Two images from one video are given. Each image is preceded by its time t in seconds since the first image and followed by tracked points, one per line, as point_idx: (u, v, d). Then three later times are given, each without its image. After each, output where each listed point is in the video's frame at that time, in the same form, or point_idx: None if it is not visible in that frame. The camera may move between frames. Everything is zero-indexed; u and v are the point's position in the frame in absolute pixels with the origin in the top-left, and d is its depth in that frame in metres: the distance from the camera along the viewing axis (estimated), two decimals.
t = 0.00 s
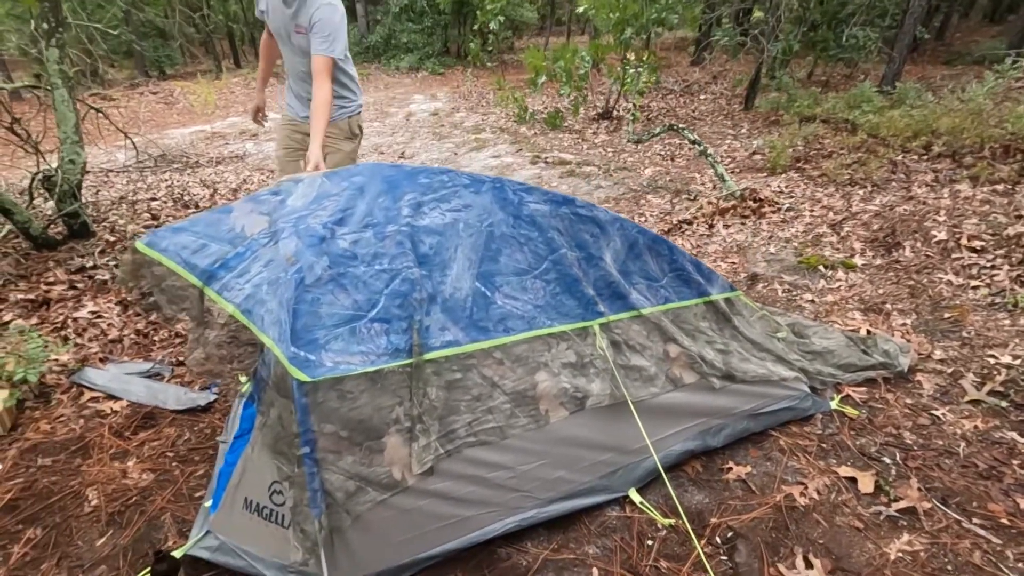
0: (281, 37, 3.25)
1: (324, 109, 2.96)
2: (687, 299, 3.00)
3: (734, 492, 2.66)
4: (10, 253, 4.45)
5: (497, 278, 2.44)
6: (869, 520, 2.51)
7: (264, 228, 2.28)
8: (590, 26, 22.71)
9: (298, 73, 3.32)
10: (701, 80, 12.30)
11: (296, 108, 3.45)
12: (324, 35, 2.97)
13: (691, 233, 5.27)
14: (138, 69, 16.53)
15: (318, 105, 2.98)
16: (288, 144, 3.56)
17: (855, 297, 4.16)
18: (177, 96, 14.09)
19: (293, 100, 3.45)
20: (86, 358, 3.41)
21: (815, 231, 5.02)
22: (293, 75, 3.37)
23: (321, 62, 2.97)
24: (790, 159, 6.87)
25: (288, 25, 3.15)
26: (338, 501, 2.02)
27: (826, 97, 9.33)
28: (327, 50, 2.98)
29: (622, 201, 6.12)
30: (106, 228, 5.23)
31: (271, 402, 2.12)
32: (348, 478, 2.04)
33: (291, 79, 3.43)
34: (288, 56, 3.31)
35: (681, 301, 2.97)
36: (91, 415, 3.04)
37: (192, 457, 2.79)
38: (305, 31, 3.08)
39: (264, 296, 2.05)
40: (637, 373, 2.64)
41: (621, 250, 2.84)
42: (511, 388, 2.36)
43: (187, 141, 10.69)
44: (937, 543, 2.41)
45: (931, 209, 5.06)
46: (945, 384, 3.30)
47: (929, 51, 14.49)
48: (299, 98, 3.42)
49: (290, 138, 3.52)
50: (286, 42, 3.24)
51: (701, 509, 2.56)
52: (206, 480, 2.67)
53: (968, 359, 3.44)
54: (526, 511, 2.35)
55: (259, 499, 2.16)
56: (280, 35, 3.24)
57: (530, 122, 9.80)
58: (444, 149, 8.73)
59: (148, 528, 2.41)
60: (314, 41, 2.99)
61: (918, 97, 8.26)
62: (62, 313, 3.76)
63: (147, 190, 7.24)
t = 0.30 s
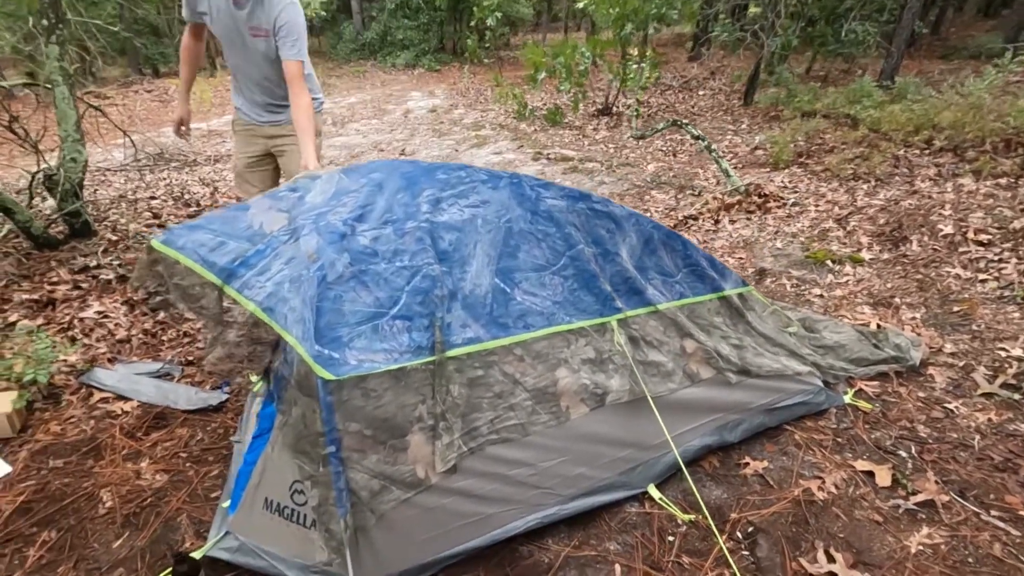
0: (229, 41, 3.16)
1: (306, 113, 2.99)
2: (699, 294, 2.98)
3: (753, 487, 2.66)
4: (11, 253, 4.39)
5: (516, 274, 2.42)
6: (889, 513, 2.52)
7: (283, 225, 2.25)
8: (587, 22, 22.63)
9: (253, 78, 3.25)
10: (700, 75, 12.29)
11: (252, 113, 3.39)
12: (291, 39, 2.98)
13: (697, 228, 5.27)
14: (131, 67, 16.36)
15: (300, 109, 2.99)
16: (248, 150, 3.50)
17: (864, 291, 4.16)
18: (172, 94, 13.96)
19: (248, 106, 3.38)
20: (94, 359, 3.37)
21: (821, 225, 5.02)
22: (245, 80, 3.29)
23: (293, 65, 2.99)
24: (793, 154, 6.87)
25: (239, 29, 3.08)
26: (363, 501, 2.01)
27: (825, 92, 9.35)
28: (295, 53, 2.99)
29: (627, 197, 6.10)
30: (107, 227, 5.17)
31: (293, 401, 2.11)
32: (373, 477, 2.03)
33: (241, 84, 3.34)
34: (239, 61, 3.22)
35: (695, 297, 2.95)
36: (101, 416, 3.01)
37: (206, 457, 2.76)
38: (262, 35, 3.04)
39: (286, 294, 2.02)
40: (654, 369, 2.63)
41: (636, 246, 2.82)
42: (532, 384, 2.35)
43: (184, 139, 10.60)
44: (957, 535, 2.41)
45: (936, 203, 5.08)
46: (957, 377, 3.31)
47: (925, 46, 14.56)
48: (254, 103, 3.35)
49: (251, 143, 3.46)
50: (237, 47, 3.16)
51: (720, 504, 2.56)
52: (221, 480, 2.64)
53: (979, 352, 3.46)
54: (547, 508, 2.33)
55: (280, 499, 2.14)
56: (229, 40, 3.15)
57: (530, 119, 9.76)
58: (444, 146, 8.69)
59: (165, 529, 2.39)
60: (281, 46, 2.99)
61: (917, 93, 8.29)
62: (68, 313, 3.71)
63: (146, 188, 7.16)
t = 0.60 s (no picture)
0: (225, 35, 2.97)
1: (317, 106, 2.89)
2: (728, 283, 2.99)
3: (788, 476, 2.67)
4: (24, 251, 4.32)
5: (552, 261, 2.44)
6: (925, 500, 2.54)
7: (326, 216, 2.26)
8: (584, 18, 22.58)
9: (252, 73, 3.06)
10: (701, 70, 12.30)
11: (250, 110, 3.18)
12: (300, 28, 2.84)
13: (711, 222, 5.28)
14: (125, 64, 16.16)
15: (312, 103, 2.90)
16: (245, 148, 3.29)
17: (882, 282, 4.19)
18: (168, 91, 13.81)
19: (246, 103, 3.17)
20: (118, 356, 3.33)
21: (835, 218, 5.05)
22: (241, 75, 3.09)
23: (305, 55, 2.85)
24: (801, 148, 6.90)
25: (238, 21, 2.91)
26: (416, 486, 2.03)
27: (828, 86, 9.39)
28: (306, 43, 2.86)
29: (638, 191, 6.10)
30: (118, 224, 5.11)
31: (339, 390, 2.18)
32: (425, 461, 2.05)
33: (237, 81, 3.14)
34: (235, 56, 3.02)
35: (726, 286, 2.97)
36: (130, 413, 2.99)
37: (240, 453, 2.74)
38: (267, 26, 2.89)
39: (336, 280, 2.03)
40: (688, 357, 2.63)
41: (668, 235, 2.83)
42: (570, 371, 2.35)
43: (184, 136, 10.49)
44: (994, 521, 2.44)
45: (948, 194, 5.12)
46: (981, 365, 3.35)
47: (921, 40, 14.67)
48: (252, 99, 3.15)
49: (249, 141, 3.25)
50: (233, 41, 2.97)
51: (758, 493, 2.57)
52: (257, 475, 2.63)
53: (1002, 341, 3.49)
54: (591, 499, 2.34)
55: (327, 492, 2.14)
56: (225, 34, 2.96)
57: (533, 114, 9.74)
58: (450, 142, 8.65)
59: (206, 525, 2.37)
60: (288, 37, 2.85)
61: (920, 86, 8.35)
62: (88, 311, 3.67)
63: (150, 186, 7.09)
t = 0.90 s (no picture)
0: (252, 33, 2.74)
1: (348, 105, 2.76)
2: (753, 267, 3.02)
3: (824, 462, 2.72)
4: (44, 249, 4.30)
5: (580, 231, 2.50)
6: (959, 484, 2.60)
7: (364, 194, 2.45)
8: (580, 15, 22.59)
9: (279, 73, 2.85)
10: (702, 65, 12.34)
11: (275, 110, 2.97)
12: (337, 28, 2.67)
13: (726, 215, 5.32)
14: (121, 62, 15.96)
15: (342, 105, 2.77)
16: (270, 148, 3.08)
17: (899, 273, 4.25)
18: (166, 88, 13.69)
19: (270, 104, 2.96)
20: (150, 352, 3.34)
21: (848, 210, 5.11)
22: (267, 74, 2.87)
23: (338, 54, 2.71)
24: (808, 142, 6.96)
25: (268, 18, 2.69)
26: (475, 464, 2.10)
27: (831, 80, 9.46)
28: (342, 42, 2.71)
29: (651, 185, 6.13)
30: (135, 222, 5.08)
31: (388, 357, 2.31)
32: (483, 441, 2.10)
33: (261, 80, 2.91)
34: (261, 55, 2.80)
35: (750, 272, 3.00)
36: (168, 409, 3.00)
37: (282, 446, 2.76)
38: (299, 24, 2.69)
39: (379, 251, 2.24)
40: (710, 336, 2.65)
41: (695, 216, 2.87)
42: (593, 341, 2.38)
43: (186, 134, 10.41)
44: None
45: (959, 186, 5.20)
46: (1002, 353, 3.42)
47: (917, 35, 14.79)
48: (277, 99, 2.95)
49: (274, 141, 3.05)
50: (261, 38, 2.75)
51: (796, 479, 2.62)
52: (301, 468, 2.65)
53: (1021, 329, 3.56)
54: (637, 485, 2.38)
55: (382, 481, 2.19)
56: (252, 31, 2.73)
57: (538, 110, 9.75)
58: (457, 138, 8.65)
59: (256, 517, 2.40)
60: (325, 34, 2.67)
61: (923, 81, 8.44)
62: (116, 308, 3.67)
63: (159, 184, 7.04)
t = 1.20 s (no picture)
0: (290, 30, 2.74)
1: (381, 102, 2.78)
2: (775, 250, 3.07)
3: (853, 445, 2.78)
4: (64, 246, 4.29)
5: (609, 201, 2.51)
6: (986, 464, 2.66)
7: (395, 172, 2.41)
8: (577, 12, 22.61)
9: (315, 69, 2.87)
10: (703, 60, 12.39)
11: (308, 104, 2.99)
12: (377, 26, 2.68)
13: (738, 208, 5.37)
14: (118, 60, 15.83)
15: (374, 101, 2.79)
16: (302, 141, 3.09)
17: (913, 262, 4.32)
18: (165, 86, 13.59)
19: (304, 100, 2.98)
20: (181, 345, 3.36)
21: (860, 202, 5.18)
22: (302, 70, 2.88)
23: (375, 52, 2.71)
24: (815, 135, 7.03)
25: (309, 14, 2.69)
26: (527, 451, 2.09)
27: (833, 75, 9.54)
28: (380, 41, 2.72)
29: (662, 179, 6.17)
30: (151, 218, 5.07)
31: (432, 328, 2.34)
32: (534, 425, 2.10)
33: (296, 76, 2.92)
34: (298, 51, 2.81)
35: (773, 253, 3.05)
36: (203, 400, 3.02)
37: (321, 435, 2.80)
38: (339, 21, 2.70)
39: (414, 222, 2.16)
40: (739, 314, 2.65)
41: (721, 198, 2.90)
42: (622, 304, 2.35)
43: (188, 132, 10.35)
44: None
45: (967, 177, 5.28)
46: (1019, 339, 3.49)
47: (914, 30, 14.92)
48: (311, 95, 2.97)
49: (307, 135, 3.06)
50: (299, 35, 2.75)
51: (828, 462, 2.67)
52: (341, 456, 2.68)
53: None
54: (676, 468, 2.43)
55: (432, 466, 2.21)
56: (291, 28, 2.73)
57: (543, 106, 9.77)
58: (463, 134, 8.66)
59: (301, 504, 2.43)
60: (364, 32, 2.69)
61: (924, 75, 8.53)
62: (142, 302, 3.68)
63: (168, 181, 7.01)
